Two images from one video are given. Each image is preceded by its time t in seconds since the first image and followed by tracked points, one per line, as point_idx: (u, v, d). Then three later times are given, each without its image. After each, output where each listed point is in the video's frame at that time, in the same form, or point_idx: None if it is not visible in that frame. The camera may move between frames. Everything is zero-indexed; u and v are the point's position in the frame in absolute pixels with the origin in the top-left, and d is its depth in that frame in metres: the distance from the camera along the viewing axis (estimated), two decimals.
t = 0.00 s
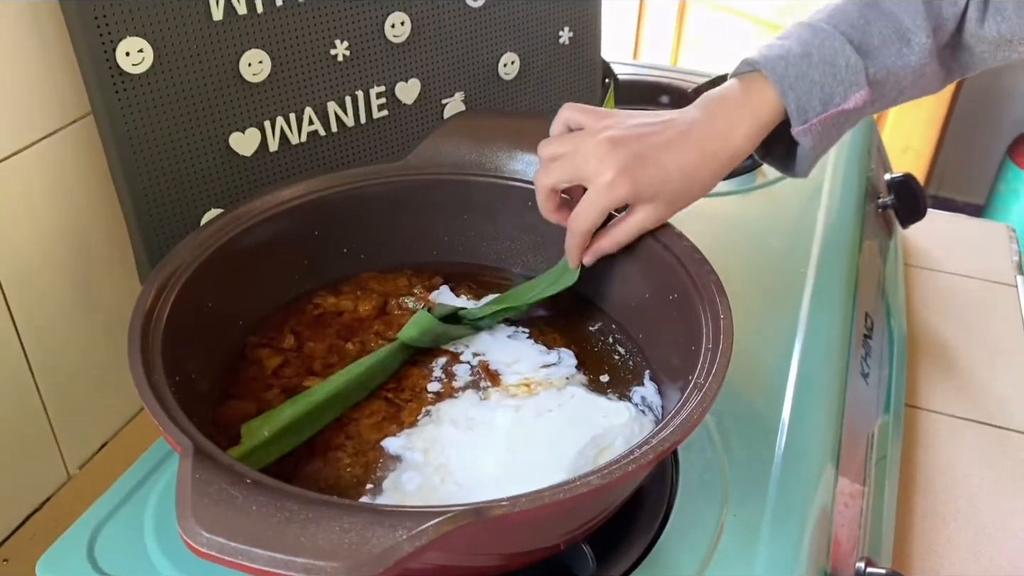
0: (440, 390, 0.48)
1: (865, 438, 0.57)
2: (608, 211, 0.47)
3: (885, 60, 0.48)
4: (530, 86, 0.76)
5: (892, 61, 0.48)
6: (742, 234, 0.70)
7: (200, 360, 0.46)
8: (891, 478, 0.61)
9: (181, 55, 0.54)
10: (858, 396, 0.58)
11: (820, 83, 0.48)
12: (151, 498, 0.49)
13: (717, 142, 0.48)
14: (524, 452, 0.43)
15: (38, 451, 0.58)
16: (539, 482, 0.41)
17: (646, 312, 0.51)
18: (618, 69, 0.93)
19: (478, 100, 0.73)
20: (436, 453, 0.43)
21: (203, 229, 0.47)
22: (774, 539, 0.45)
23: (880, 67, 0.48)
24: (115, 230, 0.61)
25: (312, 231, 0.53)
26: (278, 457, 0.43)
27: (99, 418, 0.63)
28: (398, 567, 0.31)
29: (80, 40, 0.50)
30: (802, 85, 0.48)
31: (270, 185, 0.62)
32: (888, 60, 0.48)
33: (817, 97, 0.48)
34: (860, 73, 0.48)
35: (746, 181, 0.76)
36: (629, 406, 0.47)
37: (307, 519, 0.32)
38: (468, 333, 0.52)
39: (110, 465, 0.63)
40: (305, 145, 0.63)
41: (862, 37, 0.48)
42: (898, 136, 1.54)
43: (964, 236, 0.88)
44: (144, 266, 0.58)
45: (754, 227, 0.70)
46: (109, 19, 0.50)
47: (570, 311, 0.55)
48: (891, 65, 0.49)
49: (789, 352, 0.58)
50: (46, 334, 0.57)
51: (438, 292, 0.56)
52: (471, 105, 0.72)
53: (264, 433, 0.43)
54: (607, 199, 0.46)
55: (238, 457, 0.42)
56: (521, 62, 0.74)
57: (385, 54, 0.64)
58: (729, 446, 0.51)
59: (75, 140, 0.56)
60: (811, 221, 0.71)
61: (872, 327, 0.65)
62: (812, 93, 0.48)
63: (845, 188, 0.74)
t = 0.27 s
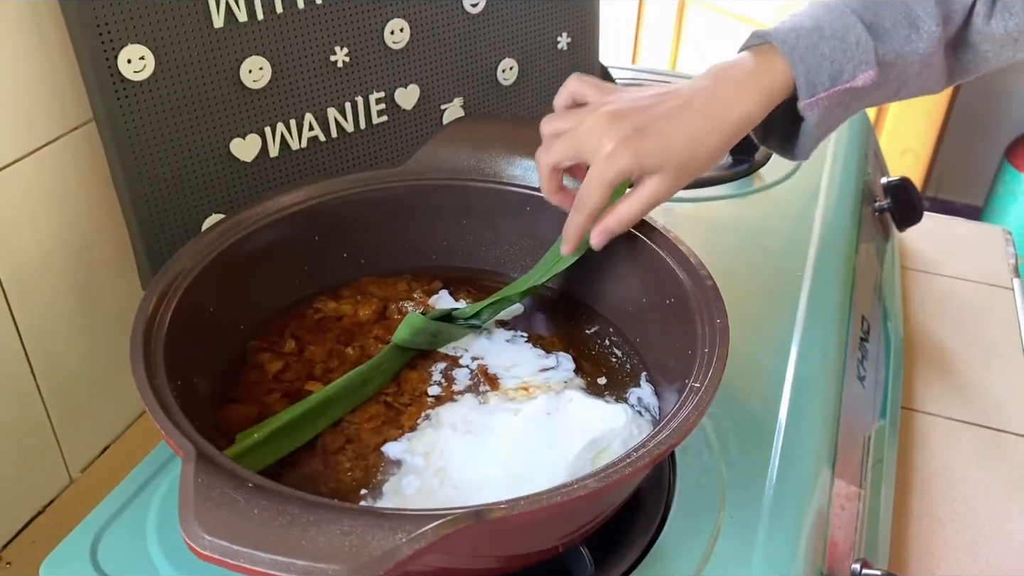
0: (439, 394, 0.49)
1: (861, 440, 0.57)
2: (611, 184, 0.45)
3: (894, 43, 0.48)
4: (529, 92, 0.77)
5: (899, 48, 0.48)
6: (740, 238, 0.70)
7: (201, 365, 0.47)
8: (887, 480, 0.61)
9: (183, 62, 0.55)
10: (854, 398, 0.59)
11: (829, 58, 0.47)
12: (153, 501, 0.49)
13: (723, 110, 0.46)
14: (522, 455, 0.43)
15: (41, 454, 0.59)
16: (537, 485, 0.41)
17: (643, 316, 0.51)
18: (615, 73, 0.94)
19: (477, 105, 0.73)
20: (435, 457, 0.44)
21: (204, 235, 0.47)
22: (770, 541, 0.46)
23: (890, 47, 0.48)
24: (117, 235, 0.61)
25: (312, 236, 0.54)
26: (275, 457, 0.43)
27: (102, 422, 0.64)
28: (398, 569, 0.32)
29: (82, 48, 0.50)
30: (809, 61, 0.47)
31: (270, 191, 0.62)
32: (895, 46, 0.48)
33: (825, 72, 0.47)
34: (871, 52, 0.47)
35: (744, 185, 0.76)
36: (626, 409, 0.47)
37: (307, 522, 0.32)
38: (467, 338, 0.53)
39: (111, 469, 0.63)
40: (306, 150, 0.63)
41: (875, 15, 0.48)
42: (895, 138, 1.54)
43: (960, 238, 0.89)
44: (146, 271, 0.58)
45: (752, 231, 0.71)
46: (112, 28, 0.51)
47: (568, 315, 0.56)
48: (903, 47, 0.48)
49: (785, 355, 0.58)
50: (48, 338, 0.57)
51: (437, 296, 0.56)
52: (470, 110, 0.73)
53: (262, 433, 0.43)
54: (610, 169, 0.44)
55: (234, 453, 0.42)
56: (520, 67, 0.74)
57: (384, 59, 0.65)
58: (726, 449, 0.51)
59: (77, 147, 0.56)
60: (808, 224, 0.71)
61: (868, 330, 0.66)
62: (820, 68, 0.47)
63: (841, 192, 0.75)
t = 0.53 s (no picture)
0: (443, 396, 0.49)
1: (862, 442, 0.58)
2: None
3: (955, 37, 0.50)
4: (530, 96, 0.77)
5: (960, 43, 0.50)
6: (740, 240, 0.70)
7: (206, 368, 0.47)
8: (888, 481, 0.61)
9: (185, 67, 0.55)
10: (856, 400, 0.59)
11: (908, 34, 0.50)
12: (158, 503, 0.49)
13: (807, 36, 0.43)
14: (526, 458, 0.43)
15: (45, 457, 0.59)
16: (540, 487, 0.42)
17: (646, 318, 0.52)
18: (617, 76, 0.94)
19: (479, 109, 0.74)
20: (439, 459, 0.44)
21: (207, 239, 0.47)
22: (773, 542, 0.46)
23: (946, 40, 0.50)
24: (120, 239, 0.62)
25: (315, 239, 0.54)
26: (279, 461, 0.43)
27: (105, 425, 0.64)
28: (404, 571, 0.32)
29: (86, 53, 0.51)
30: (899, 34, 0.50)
31: (273, 194, 0.62)
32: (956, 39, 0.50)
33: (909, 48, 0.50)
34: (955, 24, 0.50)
35: (745, 187, 0.77)
36: (629, 411, 0.48)
37: (315, 523, 0.32)
38: (470, 340, 0.53)
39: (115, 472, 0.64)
40: (308, 154, 0.63)
41: None
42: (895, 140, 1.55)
43: (961, 240, 0.89)
44: (150, 275, 0.59)
45: (752, 233, 0.71)
46: (116, 33, 0.51)
47: (571, 318, 0.56)
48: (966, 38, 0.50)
49: (786, 356, 0.59)
50: (53, 342, 0.57)
51: (440, 299, 0.57)
52: (471, 114, 0.73)
53: (265, 437, 0.43)
54: None
55: (238, 458, 0.42)
56: (521, 71, 0.75)
57: (386, 63, 0.65)
58: (728, 450, 0.52)
59: (81, 151, 0.57)
60: (808, 227, 0.71)
61: (869, 331, 0.66)
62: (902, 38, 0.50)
63: (842, 194, 0.75)
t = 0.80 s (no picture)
0: (444, 399, 0.49)
1: (862, 444, 0.58)
2: None
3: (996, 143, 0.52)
4: (531, 100, 0.77)
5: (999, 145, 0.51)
6: (740, 243, 0.70)
7: (208, 372, 0.47)
8: (888, 483, 0.61)
9: (187, 72, 0.55)
10: (855, 402, 0.59)
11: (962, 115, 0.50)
12: (161, 506, 0.49)
13: None
14: (527, 461, 0.44)
15: (47, 461, 0.59)
16: (542, 489, 0.42)
17: (646, 321, 0.52)
18: (617, 79, 0.95)
19: (479, 112, 0.74)
20: (441, 462, 0.44)
21: (210, 243, 0.47)
22: (774, 544, 0.46)
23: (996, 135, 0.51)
24: (122, 243, 0.62)
25: (317, 243, 0.54)
26: (282, 464, 0.44)
27: (107, 428, 0.64)
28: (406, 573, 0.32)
29: (89, 58, 0.51)
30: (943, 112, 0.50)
31: (275, 198, 0.63)
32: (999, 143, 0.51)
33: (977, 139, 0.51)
34: None
35: (744, 190, 0.77)
36: (629, 413, 0.48)
37: (319, 525, 0.33)
38: (471, 343, 0.53)
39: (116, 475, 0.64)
40: (310, 159, 0.64)
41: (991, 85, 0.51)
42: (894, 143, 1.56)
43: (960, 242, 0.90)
44: (152, 279, 0.59)
45: (752, 236, 0.71)
46: (119, 38, 0.51)
47: (572, 320, 0.56)
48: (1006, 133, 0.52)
49: (787, 358, 0.59)
50: (56, 346, 0.58)
51: (441, 302, 0.57)
52: (471, 118, 0.73)
53: (267, 440, 0.43)
54: None
55: (241, 461, 0.42)
56: (521, 75, 0.75)
57: (387, 68, 0.65)
58: (728, 452, 0.52)
59: (84, 155, 0.57)
60: (808, 229, 0.72)
61: (868, 333, 0.66)
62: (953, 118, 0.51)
63: (841, 197, 0.75)
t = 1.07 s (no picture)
0: (443, 402, 0.49)
1: (861, 445, 0.58)
2: None
3: None
4: (529, 103, 0.77)
5: None
6: (738, 245, 0.71)
7: (207, 375, 0.47)
8: (887, 485, 0.61)
9: (186, 76, 0.55)
10: (854, 404, 0.59)
11: None
12: (160, 510, 0.49)
13: None
14: (526, 464, 0.44)
15: (46, 465, 0.59)
16: (540, 492, 0.42)
17: (644, 323, 0.52)
18: (615, 82, 0.95)
19: (478, 116, 0.74)
20: (439, 465, 0.44)
21: (208, 246, 0.48)
22: (773, 546, 0.46)
23: None
24: (121, 248, 0.62)
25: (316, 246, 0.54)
26: (280, 468, 0.44)
27: (106, 432, 0.64)
28: None
29: (87, 63, 0.51)
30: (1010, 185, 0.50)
31: (274, 202, 0.63)
32: None
33: None
34: None
35: (743, 192, 0.77)
36: (627, 415, 0.48)
37: (318, 529, 0.33)
38: (470, 346, 0.53)
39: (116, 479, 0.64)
40: (308, 162, 0.64)
41: None
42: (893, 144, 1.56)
43: (958, 244, 0.90)
44: (151, 283, 0.59)
45: (750, 238, 0.71)
46: (117, 43, 0.51)
47: (571, 323, 0.56)
48: None
49: (785, 360, 0.59)
50: (55, 350, 0.58)
51: (440, 305, 0.57)
52: (470, 121, 0.73)
53: (266, 444, 0.43)
54: None
55: (240, 466, 0.42)
56: (519, 78, 0.75)
57: (385, 71, 0.65)
58: (726, 453, 0.52)
59: (83, 160, 0.57)
60: (806, 231, 0.72)
61: (867, 335, 0.66)
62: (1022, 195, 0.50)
63: (839, 199, 0.75)
